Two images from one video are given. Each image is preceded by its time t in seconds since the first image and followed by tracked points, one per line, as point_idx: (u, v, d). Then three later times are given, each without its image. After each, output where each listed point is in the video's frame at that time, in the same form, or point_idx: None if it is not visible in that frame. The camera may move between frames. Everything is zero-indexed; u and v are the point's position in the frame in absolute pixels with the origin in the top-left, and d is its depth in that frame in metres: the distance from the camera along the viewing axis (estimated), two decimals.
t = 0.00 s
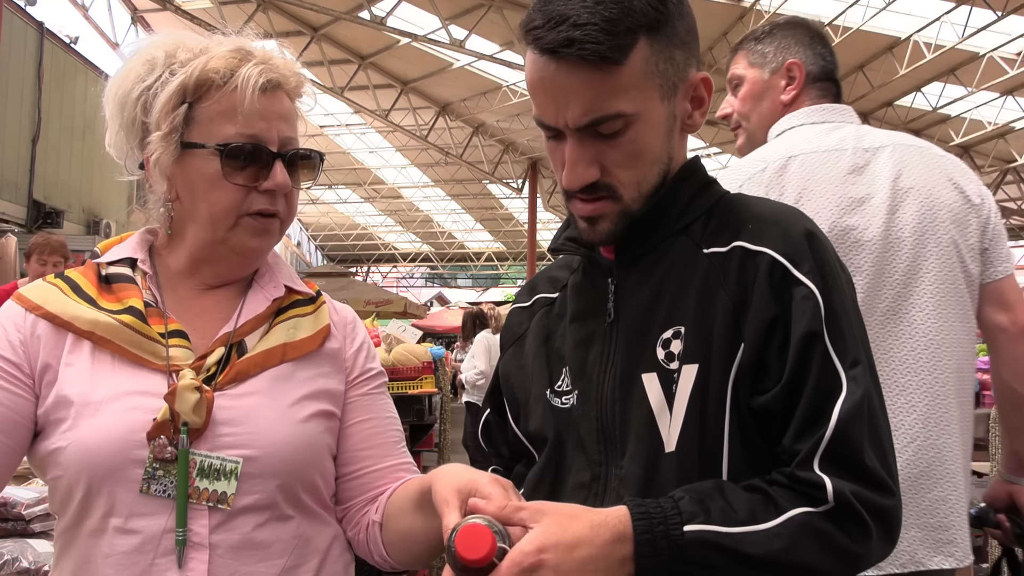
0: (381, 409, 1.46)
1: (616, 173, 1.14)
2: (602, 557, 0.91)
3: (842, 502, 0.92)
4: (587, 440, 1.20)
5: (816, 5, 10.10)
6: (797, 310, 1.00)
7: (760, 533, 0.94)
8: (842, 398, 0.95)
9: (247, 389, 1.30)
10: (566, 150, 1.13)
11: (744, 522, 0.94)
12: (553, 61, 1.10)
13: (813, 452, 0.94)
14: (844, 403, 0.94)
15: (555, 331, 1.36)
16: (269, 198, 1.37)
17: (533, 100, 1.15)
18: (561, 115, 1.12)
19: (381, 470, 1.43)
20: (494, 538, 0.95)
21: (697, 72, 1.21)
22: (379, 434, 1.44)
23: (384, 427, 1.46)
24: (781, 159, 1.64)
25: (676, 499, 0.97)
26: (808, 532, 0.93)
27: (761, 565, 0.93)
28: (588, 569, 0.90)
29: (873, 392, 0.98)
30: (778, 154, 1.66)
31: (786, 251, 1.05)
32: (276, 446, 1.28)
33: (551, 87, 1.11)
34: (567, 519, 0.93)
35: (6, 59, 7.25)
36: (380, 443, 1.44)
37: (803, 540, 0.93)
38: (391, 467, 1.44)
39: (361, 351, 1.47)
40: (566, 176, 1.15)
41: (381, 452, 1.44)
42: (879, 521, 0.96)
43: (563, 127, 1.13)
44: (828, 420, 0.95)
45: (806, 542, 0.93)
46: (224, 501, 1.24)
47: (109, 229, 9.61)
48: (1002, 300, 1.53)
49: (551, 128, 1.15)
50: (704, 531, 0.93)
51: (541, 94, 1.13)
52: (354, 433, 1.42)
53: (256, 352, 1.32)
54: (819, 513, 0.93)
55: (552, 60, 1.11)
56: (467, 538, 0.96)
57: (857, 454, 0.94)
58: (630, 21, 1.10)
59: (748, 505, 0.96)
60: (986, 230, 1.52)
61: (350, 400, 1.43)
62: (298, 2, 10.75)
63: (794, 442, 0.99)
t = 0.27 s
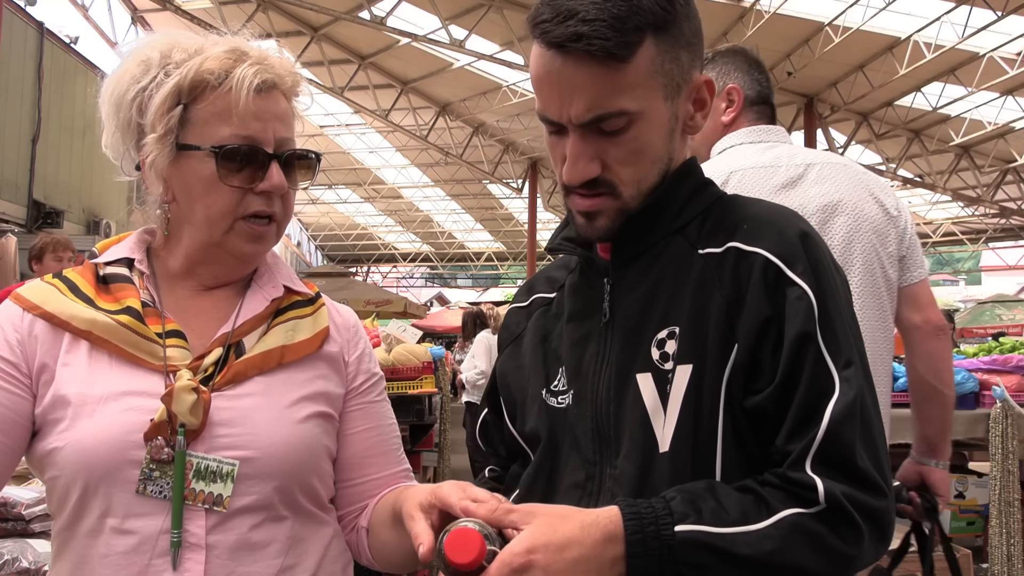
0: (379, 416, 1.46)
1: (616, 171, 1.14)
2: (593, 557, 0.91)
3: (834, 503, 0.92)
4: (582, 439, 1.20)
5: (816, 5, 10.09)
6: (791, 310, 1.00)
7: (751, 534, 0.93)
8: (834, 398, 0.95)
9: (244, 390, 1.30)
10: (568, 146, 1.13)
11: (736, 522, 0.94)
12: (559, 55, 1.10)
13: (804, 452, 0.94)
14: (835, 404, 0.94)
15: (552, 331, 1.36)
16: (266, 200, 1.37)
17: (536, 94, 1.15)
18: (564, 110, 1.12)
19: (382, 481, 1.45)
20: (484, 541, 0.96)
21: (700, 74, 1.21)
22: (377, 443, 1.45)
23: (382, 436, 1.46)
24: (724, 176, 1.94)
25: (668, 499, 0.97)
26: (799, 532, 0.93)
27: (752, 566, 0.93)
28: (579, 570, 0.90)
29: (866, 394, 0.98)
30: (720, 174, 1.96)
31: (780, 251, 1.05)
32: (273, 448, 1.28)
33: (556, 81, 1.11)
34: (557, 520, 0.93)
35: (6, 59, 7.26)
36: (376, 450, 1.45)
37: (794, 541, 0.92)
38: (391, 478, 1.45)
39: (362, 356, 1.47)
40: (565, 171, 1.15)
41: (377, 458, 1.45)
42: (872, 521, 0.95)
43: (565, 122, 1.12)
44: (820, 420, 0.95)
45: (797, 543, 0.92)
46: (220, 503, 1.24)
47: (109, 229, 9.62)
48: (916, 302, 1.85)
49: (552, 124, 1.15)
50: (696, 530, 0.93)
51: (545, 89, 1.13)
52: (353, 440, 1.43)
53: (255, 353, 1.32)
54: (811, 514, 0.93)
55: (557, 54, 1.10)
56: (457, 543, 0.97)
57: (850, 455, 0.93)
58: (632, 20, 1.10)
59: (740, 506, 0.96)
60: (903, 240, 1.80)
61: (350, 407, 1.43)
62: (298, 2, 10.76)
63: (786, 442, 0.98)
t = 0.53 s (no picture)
0: (379, 415, 1.47)
1: (613, 168, 1.14)
2: (587, 560, 0.91)
3: (828, 506, 0.92)
4: (577, 440, 1.20)
5: (816, 5, 10.09)
6: (785, 311, 1.00)
7: (745, 536, 0.93)
8: (829, 400, 0.95)
9: (242, 389, 1.30)
10: (565, 143, 1.13)
11: (730, 524, 0.94)
12: (557, 52, 1.10)
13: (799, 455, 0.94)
14: (830, 406, 0.94)
15: (548, 330, 1.36)
16: (264, 199, 1.37)
17: (535, 90, 1.15)
18: (561, 108, 1.12)
19: (386, 480, 1.45)
20: (477, 545, 0.96)
21: (698, 74, 1.21)
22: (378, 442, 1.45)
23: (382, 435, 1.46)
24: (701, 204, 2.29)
25: (662, 502, 0.97)
26: (793, 535, 0.93)
27: (747, 568, 0.93)
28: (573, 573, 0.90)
29: (861, 396, 0.98)
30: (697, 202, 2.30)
31: (775, 252, 1.05)
32: (272, 447, 1.28)
33: (554, 78, 1.11)
34: (551, 524, 0.93)
35: (6, 59, 7.26)
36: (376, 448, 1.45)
37: (788, 544, 0.93)
38: (394, 476, 1.46)
39: (361, 355, 1.47)
40: (562, 168, 1.15)
41: (376, 457, 1.45)
42: (866, 524, 0.95)
43: (562, 119, 1.12)
44: (814, 422, 0.95)
45: (791, 545, 0.93)
46: (219, 503, 1.24)
47: (109, 229, 9.62)
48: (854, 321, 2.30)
49: (549, 121, 1.15)
50: (689, 534, 0.93)
51: (543, 86, 1.13)
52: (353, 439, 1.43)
53: (253, 352, 1.32)
54: (805, 517, 0.93)
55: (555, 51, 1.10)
56: (450, 548, 0.97)
57: (845, 457, 0.93)
58: (631, 17, 1.10)
59: (733, 508, 0.96)
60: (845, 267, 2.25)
61: (349, 407, 1.43)
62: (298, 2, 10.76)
63: (780, 444, 0.98)
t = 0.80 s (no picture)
0: (378, 415, 1.47)
1: (609, 169, 1.14)
2: (583, 562, 0.90)
3: (825, 507, 0.92)
4: (575, 440, 1.20)
5: (816, 5, 10.09)
6: (782, 312, 1.00)
7: (742, 538, 0.93)
8: (826, 401, 0.95)
9: (241, 389, 1.30)
10: (560, 143, 1.13)
11: (728, 526, 0.94)
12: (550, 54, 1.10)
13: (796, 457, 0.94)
14: (828, 407, 0.94)
15: (546, 330, 1.36)
16: (261, 200, 1.37)
17: (529, 91, 1.15)
18: (556, 109, 1.12)
19: (387, 479, 1.45)
20: (474, 547, 0.95)
21: (694, 74, 1.20)
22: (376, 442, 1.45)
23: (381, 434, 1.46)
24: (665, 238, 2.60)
25: (659, 504, 0.97)
26: (791, 537, 0.93)
27: (743, 569, 0.93)
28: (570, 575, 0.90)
29: (858, 397, 0.98)
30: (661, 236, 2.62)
31: (771, 253, 1.05)
32: (271, 447, 1.28)
33: (549, 79, 1.11)
34: (548, 525, 0.93)
35: (6, 59, 7.26)
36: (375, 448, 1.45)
37: (785, 546, 0.92)
38: (393, 475, 1.46)
39: (360, 355, 1.47)
40: (558, 169, 1.15)
41: (376, 455, 1.45)
42: (864, 526, 0.95)
43: (557, 120, 1.12)
44: (813, 423, 0.95)
45: (788, 547, 0.92)
46: (218, 503, 1.24)
47: (109, 229, 9.62)
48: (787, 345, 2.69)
49: (544, 122, 1.15)
50: (686, 536, 0.93)
51: (538, 86, 1.13)
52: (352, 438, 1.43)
53: (252, 352, 1.32)
54: (802, 519, 0.93)
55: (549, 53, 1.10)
56: (445, 550, 0.96)
57: (842, 458, 0.93)
58: (627, 18, 1.09)
59: (730, 510, 0.96)
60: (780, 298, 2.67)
61: (348, 408, 1.43)
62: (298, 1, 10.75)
63: (778, 445, 0.98)
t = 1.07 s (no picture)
0: (379, 412, 1.47)
1: (606, 170, 1.14)
2: (585, 563, 0.91)
3: (828, 507, 0.92)
4: (576, 440, 1.20)
5: (816, 5, 10.09)
6: (782, 311, 1.00)
7: (744, 538, 0.94)
8: (827, 399, 0.95)
9: (242, 390, 1.30)
10: (557, 143, 1.14)
11: (730, 526, 0.94)
12: (545, 53, 1.11)
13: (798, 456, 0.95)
14: (828, 406, 0.95)
15: (546, 330, 1.37)
16: (257, 200, 1.37)
17: (526, 92, 1.16)
18: (553, 109, 1.12)
19: (387, 478, 1.46)
20: (475, 550, 0.97)
21: (691, 74, 1.21)
22: (378, 441, 1.46)
23: (382, 431, 1.47)
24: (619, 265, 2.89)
25: (660, 504, 0.98)
26: (793, 537, 0.93)
27: (745, 569, 0.93)
28: None
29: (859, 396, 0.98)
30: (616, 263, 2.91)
31: (772, 251, 1.05)
32: (273, 447, 1.28)
33: (544, 79, 1.12)
34: (550, 527, 0.93)
35: (6, 59, 7.26)
36: (375, 445, 1.45)
37: (788, 547, 0.93)
38: (394, 473, 1.46)
39: (360, 353, 1.48)
40: (556, 169, 1.15)
41: (376, 452, 1.45)
42: (867, 525, 0.95)
43: (553, 119, 1.13)
44: (814, 424, 0.95)
45: (791, 547, 0.93)
46: (220, 503, 1.24)
47: (109, 229, 9.62)
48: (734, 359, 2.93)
49: (541, 122, 1.15)
50: (688, 537, 0.94)
51: (535, 86, 1.13)
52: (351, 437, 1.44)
53: (253, 353, 1.32)
54: (804, 518, 0.93)
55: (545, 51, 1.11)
56: (447, 552, 0.97)
57: (845, 457, 0.93)
58: (620, 18, 1.10)
59: (733, 510, 0.96)
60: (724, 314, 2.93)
61: (349, 407, 1.44)
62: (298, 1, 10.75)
63: (780, 445, 0.99)
